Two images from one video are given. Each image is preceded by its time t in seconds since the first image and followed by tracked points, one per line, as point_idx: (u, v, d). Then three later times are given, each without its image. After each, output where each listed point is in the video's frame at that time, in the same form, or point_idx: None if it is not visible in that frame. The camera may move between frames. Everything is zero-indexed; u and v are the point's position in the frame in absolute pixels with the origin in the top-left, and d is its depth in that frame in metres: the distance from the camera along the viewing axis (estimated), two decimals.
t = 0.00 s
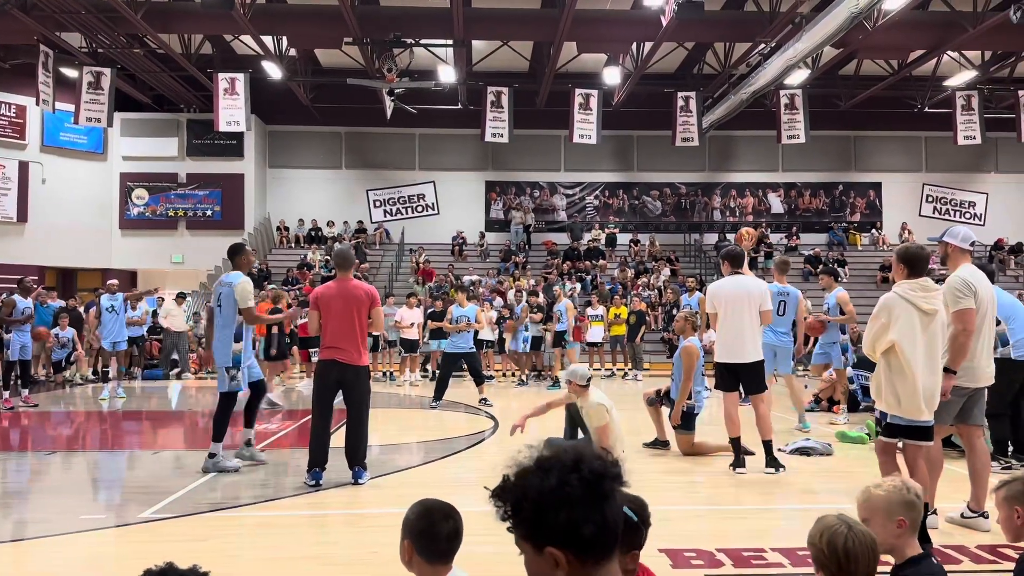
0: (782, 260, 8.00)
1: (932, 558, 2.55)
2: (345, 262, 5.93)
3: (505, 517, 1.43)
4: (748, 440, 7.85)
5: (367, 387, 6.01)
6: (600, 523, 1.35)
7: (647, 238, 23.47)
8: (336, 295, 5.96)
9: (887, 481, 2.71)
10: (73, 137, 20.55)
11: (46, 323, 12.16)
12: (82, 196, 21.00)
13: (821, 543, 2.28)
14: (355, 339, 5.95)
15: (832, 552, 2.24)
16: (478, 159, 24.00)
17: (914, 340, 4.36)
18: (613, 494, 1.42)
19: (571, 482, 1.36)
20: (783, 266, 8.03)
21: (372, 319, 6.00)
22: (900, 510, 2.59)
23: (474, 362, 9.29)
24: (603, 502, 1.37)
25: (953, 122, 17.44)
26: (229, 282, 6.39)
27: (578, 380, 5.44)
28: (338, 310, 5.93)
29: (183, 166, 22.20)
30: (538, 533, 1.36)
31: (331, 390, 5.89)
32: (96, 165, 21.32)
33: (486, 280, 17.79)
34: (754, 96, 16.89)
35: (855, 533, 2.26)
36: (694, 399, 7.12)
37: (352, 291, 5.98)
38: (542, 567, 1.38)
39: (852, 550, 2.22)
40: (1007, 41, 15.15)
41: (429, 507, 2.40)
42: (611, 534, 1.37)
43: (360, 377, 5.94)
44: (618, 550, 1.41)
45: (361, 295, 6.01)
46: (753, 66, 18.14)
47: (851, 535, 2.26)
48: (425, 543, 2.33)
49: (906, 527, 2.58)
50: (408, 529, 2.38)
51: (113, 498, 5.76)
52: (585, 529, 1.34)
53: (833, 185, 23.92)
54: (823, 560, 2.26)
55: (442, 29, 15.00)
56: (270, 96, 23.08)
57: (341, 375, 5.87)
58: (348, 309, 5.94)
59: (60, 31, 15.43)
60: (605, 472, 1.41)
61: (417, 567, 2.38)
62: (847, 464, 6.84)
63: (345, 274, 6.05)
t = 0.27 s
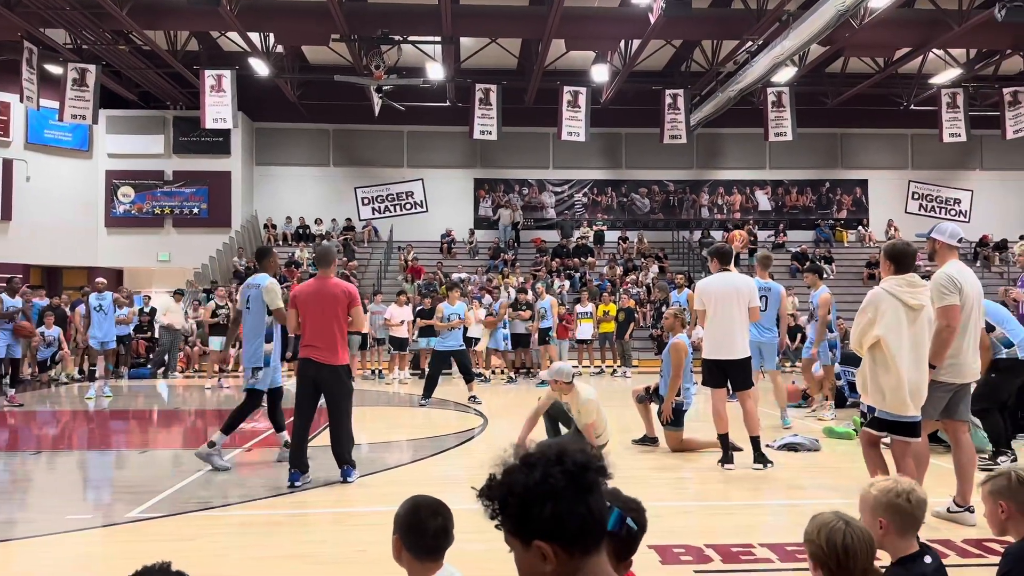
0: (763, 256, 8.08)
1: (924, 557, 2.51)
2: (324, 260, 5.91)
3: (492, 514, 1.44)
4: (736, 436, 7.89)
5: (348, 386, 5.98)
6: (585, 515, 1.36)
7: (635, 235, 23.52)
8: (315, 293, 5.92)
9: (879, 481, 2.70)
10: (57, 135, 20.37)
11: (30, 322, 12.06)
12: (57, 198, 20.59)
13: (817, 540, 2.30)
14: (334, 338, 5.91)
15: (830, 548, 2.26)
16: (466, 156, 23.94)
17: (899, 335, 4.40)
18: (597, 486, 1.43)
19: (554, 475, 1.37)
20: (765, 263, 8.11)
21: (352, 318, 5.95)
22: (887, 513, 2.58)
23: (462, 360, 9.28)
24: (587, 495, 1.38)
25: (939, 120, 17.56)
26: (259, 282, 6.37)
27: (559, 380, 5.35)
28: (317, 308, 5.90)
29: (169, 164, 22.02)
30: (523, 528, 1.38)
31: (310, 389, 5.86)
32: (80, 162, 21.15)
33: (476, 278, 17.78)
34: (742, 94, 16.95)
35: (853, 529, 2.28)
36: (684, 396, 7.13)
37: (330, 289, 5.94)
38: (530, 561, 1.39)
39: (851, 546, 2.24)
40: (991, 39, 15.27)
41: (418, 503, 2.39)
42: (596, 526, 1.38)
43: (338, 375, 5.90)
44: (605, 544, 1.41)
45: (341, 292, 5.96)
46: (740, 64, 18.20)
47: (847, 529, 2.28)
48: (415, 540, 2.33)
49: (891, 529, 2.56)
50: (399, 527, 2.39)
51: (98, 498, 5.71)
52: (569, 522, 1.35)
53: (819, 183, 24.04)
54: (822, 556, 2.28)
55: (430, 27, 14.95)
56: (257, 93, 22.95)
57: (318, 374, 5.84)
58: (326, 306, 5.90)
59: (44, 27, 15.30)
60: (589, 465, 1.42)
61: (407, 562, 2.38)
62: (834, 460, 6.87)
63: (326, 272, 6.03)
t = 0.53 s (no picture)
0: (754, 252, 8.06)
1: (935, 563, 2.40)
2: (297, 260, 5.92)
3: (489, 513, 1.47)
4: (726, 433, 7.92)
5: (327, 385, 5.91)
6: (575, 510, 1.37)
7: (626, 233, 23.58)
8: (287, 293, 5.88)
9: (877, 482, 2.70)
10: (43, 134, 20.26)
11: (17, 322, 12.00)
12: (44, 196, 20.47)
13: (792, 536, 2.32)
14: (306, 337, 5.83)
15: (804, 544, 2.28)
16: (456, 154, 23.88)
17: (877, 333, 4.43)
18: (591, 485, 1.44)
19: (544, 471, 1.40)
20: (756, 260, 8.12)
21: (321, 316, 5.82)
22: (883, 518, 2.57)
23: (452, 358, 9.28)
24: (576, 490, 1.39)
25: (927, 117, 17.66)
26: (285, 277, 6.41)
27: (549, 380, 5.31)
28: (288, 308, 5.85)
29: (157, 163, 21.89)
30: (515, 525, 1.41)
31: (290, 390, 5.86)
32: (67, 162, 21.04)
33: (466, 276, 17.79)
34: (731, 92, 16.99)
35: (827, 525, 2.30)
36: (675, 393, 7.15)
37: (300, 288, 5.86)
38: (524, 558, 1.41)
39: (825, 541, 2.26)
40: (976, 38, 15.37)
41: (409, 499, 2.38)
42: (587, 524, 1.38)
43: (312, 375, 5.83)
44: (597, 543, 1.41)
45: (313, 290, 5.87)
46: (729, 61, 18.23)
47: (820, 524, 2.30)
48: (408, 536, 2.32)
49: (887, 533, 2.57)
50: (391, 523, 2.37)
51: (87, 499, 5.69)
52: (557, 517, 1.36)
53: (808, 180, 24.15)
54: (797, 551, 2.30)
55: (419, 25, 14.91)
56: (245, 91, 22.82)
57: (292, 374, 5.81)
58: (298, 305, 5.84)
59: (30, 25, 15.19)
60: (583, 464, 1.44)
61: (399, 558, 2.37)
62: (823, 456, 6.92)
63: (301, 271, 5.99)
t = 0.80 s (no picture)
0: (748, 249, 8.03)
1: (930, 562, 2.43)
2: (277, 258, 5.86)
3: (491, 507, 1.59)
4: (716, 430, 7.95)
5: (311, 385, 5.86)
6: (563, 506, 1.46)
7: (615, 231, 23.62)
8: (267, 292, 5.84)
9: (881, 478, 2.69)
10: (28, 133, 20.37)
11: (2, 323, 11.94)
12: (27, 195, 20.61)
13: (769, 534, 2.33)
14: (286, 337, 5.77)
15: (779, 542, 2.29)
16: (445, 153, 23.83)
17: (848, 330, 4.50)
18: (585, 484, 1.52)
19: (535, 466, 1.50)
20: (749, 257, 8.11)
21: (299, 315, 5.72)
22: (884, 512, 2.58)
23: (442, 357, 9.27)
24: (565, 488, 1.47)
25: (913, 115, 17.77)
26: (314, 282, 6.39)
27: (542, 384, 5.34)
28: (269, 307, 5.81)
29: (144, 162, 21.75)
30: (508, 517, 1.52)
31: (275, 390, 5.85)
32: (52, 162, 21.05)
33: (456, 274, 17.78)
34: (719, 90, 17.05)
35: (801, 522, 2.30)
36: (664, 391, 7.16)
37: (280, 286, 5.81)
38: (516, 549, 1.52)
39: (799, 539, 2.26)
40: (961, 36, 15.47)
41: (395, 498, 2.36)
42: (572, 520, 1.46)
43: (294, 375, 5.78)
44: (588, 540, 1.48)
45: (292, 288, 5.79)
46: (717, 60, 18.29)
47: (795, 520, 2.30)
48: (394, 536, 2.31)
49: (890, 530, 2.57)
50: (378, 521, 2.36)
51: (74, 500, 5.65)
52: (545, 512, 1.45)
53: (796, 178, 24.26)
54: (772, 547, 2.31)
55: (407, 23, 14.87)
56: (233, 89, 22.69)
57: (275, 375, 5.79)
58: (278, 305, 5.79)
59: (14, 24, 15.07)
60: (575, 462, 1.52)
61: (386, 556, 2.37)
62: (811, 453, 6.96)
63: (283, 269, 5.93)
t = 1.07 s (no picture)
0: (738, 249, 8.06)
1: (905, 553, 2.43)
2: (266, 259, 5.84)
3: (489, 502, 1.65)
4: (704, 429, 7.97)
5: (295, 388, 5.78)
6: (549, 500, 1.51)
7: (603, 231, 23.67)
8: (256, 293, 5.83)
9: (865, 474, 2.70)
10: (13, 134, 20.24)
11: None
12: (13, 198, 20.43)
13: (770, 535, 2.33)
14: (274, 338, 5.74)
15: (783, 543, 2.30)
16: (433, 153, 23.81)
17: (823, 329, 4.64)
18: (579, 484, 1.57)
19: (528, 461, 1.57)
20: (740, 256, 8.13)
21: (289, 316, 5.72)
22: (859, 508, 2.60)
23: (429, 358, 9.25)
24: (552, 483, 1.53)
25: (899, 114, 17.89)
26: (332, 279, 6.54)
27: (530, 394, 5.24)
28: (257, 309, 5.81)
29: (131, 163, 21.60)
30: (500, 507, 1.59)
31: (261, 393, 5.80)
32: (37, 162, 20.91)
33: (445, 274, 17.77)
34: (706, 89, 17.11)
35: (802, 523, 2.31)
36: (652, 390, 7.18)
37: (269, 288, 5.81)
38: (505, 541, 1.58)
39: (801, 539, 2.27)
40: (945, 35, 15.58)
41: (366, 503, 2.34)
42: (558, 515, 1.51)
43: (279, 378, 5.72)
44: (574, 536, 1.52)
45: (282, 289, 5.79)
46: (704, 59, 18.36)
47: (796, 522, 2.31)
48: (364, 539, 2.30)
49: (866, 527, 2.59)
50: (349, 527, 2.35)
51: (60, 504, 5.61)
52: (531, 504, 1.51)
53: (783, 177, 24.38)
54: (774, 549, 2.31)
55: (394, 23, 14.85)
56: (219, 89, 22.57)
57: (262, 376, 5.74)
58: (267, 306, 5.78)
59: None
60: (568, 461, 1.58)
61: (358, 561, 2.35)
62: (799, 451, 7.00)
63: (272, 271, 5.92)
